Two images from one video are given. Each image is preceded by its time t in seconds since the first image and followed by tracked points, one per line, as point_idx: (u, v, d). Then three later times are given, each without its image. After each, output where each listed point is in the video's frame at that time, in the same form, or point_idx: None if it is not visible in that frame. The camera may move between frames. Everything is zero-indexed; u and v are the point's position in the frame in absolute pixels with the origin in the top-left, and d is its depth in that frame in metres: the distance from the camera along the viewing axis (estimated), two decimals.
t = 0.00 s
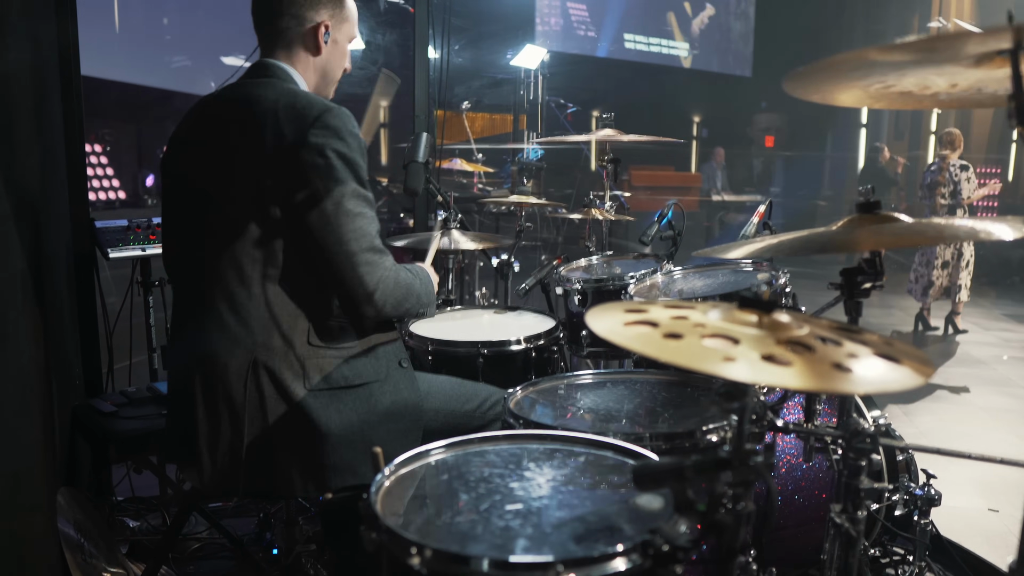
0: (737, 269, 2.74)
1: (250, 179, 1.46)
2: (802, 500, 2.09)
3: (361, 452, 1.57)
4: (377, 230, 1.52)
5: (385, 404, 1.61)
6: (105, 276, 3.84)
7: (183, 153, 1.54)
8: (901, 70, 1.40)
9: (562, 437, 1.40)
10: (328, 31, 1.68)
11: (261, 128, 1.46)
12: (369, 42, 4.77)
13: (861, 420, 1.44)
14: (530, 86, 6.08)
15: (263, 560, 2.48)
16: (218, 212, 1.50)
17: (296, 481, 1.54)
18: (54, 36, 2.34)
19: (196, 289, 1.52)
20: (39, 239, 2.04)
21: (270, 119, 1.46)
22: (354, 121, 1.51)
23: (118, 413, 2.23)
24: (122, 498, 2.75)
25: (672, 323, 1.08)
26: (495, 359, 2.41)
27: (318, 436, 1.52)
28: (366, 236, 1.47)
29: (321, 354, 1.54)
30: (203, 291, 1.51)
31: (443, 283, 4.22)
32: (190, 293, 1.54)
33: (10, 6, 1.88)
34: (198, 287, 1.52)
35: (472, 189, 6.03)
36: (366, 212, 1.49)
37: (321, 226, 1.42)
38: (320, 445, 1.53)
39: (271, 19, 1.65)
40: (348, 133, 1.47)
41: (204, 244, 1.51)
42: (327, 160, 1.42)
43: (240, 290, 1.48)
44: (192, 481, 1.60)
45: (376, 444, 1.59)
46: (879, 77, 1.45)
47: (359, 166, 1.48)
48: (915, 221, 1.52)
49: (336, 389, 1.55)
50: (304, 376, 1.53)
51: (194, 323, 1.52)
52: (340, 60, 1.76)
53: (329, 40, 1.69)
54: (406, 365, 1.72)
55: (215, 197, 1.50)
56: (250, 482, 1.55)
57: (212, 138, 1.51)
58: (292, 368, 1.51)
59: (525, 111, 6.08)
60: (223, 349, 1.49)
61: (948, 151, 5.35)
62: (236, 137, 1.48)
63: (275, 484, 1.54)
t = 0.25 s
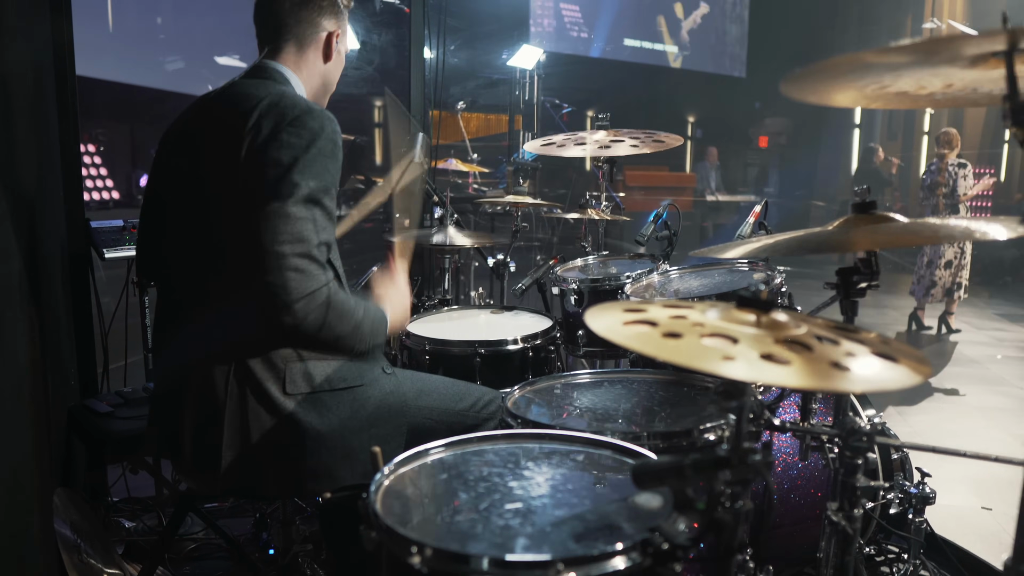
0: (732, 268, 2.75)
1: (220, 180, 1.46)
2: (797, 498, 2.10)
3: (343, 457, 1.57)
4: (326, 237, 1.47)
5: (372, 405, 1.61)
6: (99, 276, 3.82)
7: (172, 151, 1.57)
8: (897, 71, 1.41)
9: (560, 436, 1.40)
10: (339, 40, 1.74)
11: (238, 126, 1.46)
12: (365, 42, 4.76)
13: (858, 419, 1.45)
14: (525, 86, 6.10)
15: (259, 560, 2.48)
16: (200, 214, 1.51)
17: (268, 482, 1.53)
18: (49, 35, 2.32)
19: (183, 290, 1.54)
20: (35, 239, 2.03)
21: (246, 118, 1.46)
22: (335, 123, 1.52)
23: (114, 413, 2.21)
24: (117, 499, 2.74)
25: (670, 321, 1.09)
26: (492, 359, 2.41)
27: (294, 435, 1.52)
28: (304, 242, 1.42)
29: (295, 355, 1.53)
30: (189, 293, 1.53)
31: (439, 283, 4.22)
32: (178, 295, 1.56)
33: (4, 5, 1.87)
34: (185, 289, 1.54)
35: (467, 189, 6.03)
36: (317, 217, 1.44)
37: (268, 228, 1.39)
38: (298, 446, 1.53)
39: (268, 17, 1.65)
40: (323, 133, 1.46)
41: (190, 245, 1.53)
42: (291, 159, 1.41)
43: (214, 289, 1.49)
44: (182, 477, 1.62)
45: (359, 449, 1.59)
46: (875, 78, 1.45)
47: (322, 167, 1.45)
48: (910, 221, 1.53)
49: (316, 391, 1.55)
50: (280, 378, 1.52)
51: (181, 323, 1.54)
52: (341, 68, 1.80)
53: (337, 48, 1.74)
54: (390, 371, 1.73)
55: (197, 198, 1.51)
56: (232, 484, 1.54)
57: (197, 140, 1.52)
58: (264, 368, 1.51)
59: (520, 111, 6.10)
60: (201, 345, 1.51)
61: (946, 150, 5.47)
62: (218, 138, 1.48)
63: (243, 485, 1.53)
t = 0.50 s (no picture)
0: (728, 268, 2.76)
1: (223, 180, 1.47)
2: (793, 496, 2.11)
3: (351, 449, 1.58)
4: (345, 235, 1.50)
5: (375, 399, 1.62)
6: (94, 276, 3.81)
7: (171, 152, 1.56)
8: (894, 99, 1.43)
9: (559, 435, 1.41)
10: (302, 25, 1.67)
11: (245, 127, 1.46)
12: (361, 42, 4.75)
13: (854, 418, 1.46)
14: (520, 86, 6.15)
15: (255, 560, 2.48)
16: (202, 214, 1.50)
17: (277, 477, 1.54)
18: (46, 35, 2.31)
19: (182, 290, 1.53)
20: (29, 240, 2.02)
21: (253, 118, 1.46)
22: (336, 122, 1.52)
23: (111, 413, 2.20)
24: (113, 499, 2.74)
25: (671, 321, 1.10)
26: (489, 359, 2.41)
27: (304, 430, 1.53)
28: (334, 242, 1.46)
29: (299, 352, 1.54)
30: (187, 293, 1.52)
31: (435, 284, 4.23)
32: (177, 294, 1.55)
33: None
34: (183, 288, 1.53)
35: (463, 189, 6.04)
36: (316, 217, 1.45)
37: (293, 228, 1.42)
38: (300, 442, 1.53)
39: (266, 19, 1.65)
40: (326, 132, 1.47)
41: (190, 244, 1.52)
42: (300, 160, 1.42)
43: (220, 289, 1.48)
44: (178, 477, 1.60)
45: (365, 442, 1.60)
46: (876, 105, 1.48)
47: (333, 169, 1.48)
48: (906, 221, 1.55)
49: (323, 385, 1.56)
50: (286, 374, 1.52)
51: (179, 323, 1.53)
52: (321, 51, 1.74)
53: (303, 34, 1.67)
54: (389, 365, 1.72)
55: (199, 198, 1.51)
56: (230, 484, 1.53)
57: (197, 139, 1.52)
58: (271, 366, 1.51)
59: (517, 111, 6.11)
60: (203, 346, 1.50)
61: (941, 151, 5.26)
62: (219, 138, 1.48)
63: (248, 483, 1.53)
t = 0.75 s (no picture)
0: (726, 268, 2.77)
1: (224, 178, 1.47)
2: (791, 496, 2.12)
3: (347, 447, 1.58)
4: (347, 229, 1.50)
5: (371, 396, 1.61)
6: (91, 276, 3.79)
7: (172, 154, 1.56)
8: (891, 85, 1.43)
9: (557, 435, 1.41)
10: (281, 28, 1.68)
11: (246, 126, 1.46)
12: (359, 42, 4.74)
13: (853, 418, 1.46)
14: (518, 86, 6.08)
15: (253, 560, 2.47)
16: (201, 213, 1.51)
17: (276, 473, 1.54)
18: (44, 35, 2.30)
19: (181, 289, 1.54)
20: (26, 240, 2.01)
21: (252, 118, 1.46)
22: (332, 118, 1.52)
23: (109, 413, 2.19)
24: (111, 499, 2.73)
25: (669, 321, 1.10)
26: (487, 359, 2.41)
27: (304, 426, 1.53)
28: (334, 237, 1.45)
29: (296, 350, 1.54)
30: (186, 292, 1.53)
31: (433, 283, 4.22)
32: (177, 294, 1.55)
33: None
34: (182, 288, 1.53)
35: (460, 188, 6.04)
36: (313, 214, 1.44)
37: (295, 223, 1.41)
38: (300, 440, 1.53)
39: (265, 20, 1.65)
40: (322, 130, 1.46)
41: (189, 244, 1.53)
42: (297, 157, 1.42)
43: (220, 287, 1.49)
44: (177, 476, 1.60)
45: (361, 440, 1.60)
46: (869, 93, 1.47)
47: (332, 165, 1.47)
48: (902, 221, 1.55)
49: (321, 381, 1.56)
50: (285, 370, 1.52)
51: (179, 322, 1.53)
52: (314, 48, 1.73)
53: (283, 36, 1.69)
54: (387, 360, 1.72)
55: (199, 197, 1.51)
56: (231, 482, 1.53)
57: (198, 139, 1.52)
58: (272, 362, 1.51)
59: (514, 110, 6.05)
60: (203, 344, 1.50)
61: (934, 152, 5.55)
62: (219, 137, 1.49)
63: (250, 479, 1.53)
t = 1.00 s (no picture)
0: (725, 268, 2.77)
1: (224, 176, 1.47)
2: (789, 496, 2.12)
3: (348, 449, 1.57)
4: (329, 224, 1.47)
5: (377, 399, 1.61)
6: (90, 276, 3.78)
7: (176, 154, 1.59)
8: (890, 74, 1.43)
9: (557, 435, 1.41)
10: (306, 31, 1.69)
11: (242, 125, 1.48)
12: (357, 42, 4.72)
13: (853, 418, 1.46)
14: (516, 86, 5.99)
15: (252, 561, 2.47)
16: (203, 211, 1.52)
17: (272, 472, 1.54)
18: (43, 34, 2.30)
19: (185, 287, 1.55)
20: (24, 240, 2.00)
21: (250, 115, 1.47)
22: (337, 115, 1.51)
23: (107, 414, 2.18)
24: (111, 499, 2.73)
25: (670, 320, 1.10)
26: (486, 359, 2.41)
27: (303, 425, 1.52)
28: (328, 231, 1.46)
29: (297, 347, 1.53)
30: (190, 290, 1.54)
31: (432, 284, 4.22)
32: (181, 292, 1.57)
33: None
34: (187, 286, 1.55)
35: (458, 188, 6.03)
36: (314, 210, 1.44)
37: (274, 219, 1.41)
38: (301, 440, 1.53)
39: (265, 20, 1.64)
40: (325, 127, 1.46)
41: (193, 242, 1.54)
42: (296, 152, 1.42)
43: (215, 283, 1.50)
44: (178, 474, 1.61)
45: (363, 442, 1.59)
46: (868, 80, 1.47)
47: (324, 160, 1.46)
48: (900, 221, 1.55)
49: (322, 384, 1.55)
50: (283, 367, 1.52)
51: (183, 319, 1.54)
52: (332, 55, 1.74)
53: (308, 41, 1.69)
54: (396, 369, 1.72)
55: (202, 194, 1.52)
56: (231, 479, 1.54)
57: (202, 138, 1.53)
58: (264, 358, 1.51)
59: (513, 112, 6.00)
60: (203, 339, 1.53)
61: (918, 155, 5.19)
62: (221, 135, 1.50)
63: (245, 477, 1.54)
